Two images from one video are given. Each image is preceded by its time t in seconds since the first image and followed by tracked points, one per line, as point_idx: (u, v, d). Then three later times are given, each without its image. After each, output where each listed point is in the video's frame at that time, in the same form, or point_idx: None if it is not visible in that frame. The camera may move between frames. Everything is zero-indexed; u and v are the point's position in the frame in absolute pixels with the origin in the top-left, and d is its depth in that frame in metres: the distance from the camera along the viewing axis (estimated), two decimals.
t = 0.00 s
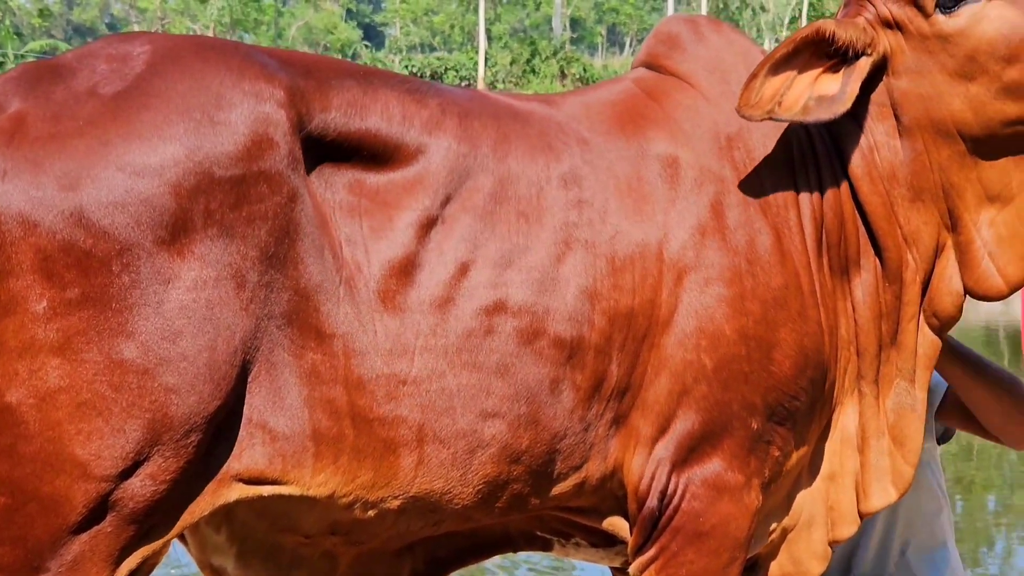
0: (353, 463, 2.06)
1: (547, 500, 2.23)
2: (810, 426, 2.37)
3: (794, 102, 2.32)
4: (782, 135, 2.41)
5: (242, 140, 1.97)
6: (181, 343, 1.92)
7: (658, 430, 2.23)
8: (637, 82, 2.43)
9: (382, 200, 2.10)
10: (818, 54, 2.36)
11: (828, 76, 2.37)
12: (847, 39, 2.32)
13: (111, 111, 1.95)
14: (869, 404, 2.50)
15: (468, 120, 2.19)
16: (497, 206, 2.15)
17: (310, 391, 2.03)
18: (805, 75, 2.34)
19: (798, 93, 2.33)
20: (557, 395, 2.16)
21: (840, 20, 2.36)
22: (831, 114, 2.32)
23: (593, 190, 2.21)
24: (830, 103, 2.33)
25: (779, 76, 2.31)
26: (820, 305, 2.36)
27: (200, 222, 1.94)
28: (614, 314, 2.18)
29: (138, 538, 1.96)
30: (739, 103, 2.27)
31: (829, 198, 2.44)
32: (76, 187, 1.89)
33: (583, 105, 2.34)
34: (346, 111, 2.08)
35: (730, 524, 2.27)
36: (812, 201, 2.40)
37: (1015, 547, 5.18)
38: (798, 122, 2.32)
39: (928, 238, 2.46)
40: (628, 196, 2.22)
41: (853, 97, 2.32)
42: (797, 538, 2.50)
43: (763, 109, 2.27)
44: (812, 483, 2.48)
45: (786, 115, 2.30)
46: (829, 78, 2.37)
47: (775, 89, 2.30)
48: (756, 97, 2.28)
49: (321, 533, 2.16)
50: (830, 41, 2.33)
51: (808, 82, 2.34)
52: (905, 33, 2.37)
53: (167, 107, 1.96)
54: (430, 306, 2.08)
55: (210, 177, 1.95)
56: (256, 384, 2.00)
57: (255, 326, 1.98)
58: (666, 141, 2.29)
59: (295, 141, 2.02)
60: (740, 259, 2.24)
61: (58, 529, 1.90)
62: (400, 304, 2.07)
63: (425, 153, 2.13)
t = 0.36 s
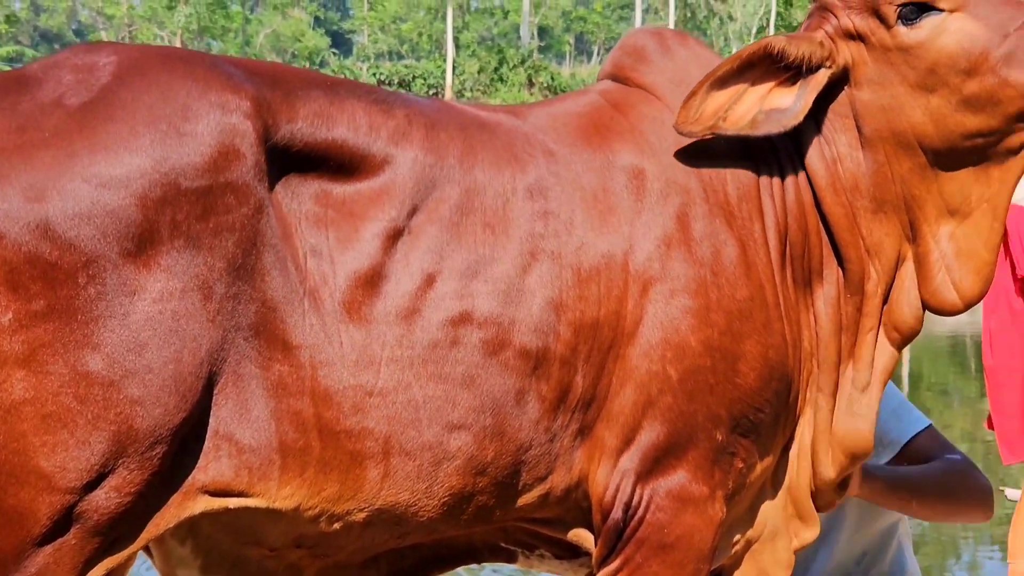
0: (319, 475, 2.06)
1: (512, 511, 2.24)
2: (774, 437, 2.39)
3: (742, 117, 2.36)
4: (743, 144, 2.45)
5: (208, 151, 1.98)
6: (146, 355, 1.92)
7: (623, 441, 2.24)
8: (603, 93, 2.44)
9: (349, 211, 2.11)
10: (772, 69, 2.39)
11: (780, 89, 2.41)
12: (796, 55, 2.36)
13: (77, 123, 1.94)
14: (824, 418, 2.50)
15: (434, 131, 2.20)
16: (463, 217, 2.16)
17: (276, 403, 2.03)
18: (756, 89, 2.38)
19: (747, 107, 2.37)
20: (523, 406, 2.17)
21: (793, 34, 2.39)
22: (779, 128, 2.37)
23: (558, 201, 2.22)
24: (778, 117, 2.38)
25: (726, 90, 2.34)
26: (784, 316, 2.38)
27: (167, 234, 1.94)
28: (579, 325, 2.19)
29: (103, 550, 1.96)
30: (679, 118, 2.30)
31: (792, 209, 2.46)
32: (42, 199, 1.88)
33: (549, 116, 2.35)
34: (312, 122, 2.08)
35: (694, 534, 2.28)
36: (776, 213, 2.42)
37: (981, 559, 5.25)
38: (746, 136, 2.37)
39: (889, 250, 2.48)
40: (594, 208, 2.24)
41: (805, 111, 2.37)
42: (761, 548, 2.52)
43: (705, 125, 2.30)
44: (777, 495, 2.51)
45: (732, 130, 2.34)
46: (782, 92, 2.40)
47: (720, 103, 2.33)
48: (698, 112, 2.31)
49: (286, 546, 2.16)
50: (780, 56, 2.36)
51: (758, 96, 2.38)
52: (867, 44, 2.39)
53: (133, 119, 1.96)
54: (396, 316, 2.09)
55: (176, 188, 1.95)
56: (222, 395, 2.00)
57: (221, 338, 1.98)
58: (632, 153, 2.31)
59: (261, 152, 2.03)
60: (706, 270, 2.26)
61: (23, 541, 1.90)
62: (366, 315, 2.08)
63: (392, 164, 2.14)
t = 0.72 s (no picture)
0: (278, 493, 2.06)
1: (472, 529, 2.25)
2: (731, 454, 2.41)
3: (703, 135, 2.37)
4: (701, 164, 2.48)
5: (168, 168, 1.98)
6: (104, 372, 1.91)
7: (582, 459, 2.25)
8: (562, 112, 2.46)
9: (308, 228, 2.11)
10: (730, 87, 2.41)
11: (740, 108, 2.43)
12: (756, 72, 2.38)
13: (37, 139, 1.94)
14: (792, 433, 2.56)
15: (395, 149, 2.21)
16: (423, 235, 2.17)
17: (236, 421, 2.03)
18: (715, 107, 2.40)
19: (708, 125, 2.38)
20: (483, 424, 2.17)
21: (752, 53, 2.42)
22: (741, 145, 2.38)
23: (518, 220, 2.24)
24: (739, 135, 2.39)
25: (687, 108, 2.36)
26: (741, 334, 2.40)
27: (126, 251, 1.94)
28: (539, 343, 2.20)
29: (60, 566, 1.95)
30: (643, 135, 2.31)
31: (750, 229, 2.49)
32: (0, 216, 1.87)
33: (509, 135, 2.36)
34: (272, 138, 2.09)
35: (652, 552, 2.30)
36: (735, 233, 2.45)
37: None
38: (708, 153, 2.37)
39: (845, 269, 2.52)
40: (554, 226, 2.25)
41: (765, 128, 2.39)
42: (716, 568, 2.52)
43: (668, 142, 2.32)
44: (734, 513, 2.52)
45: (695, 147, 2.35)
46: (741, 110, 2.42)
47: (682, 121, 2.35)
48: (661, 129, 2.33)
49: (244, 565, 2.15)
50: (740, 74, 2.38)
51: (718, 114, 2.39)
52: (824, 63, 2.44)
53: (92, 135, 1.95)
54: (356, 334, 2.09)
55: (135, 205, 1.95)
56: (181, 412, 2.00)
57: (180, 355, 1.98)
58: (592, 171, 2.33)
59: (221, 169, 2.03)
60: (664, 289, 2.28)
61: None
62: (325, 332, 2.08)
63: (352, 181, 2.14)
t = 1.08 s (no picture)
0: (237, 514, 2.06)
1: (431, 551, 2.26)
2: (688, 477, 2.44)
3: (674, 159, 2.40)
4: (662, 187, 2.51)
5: (130, 189, 1.98)
6: (65, 393, 1.91)
7: (541, 481, 2.27)
8: (522, 134, 2.48)
9: (269, 249, 2.12)
10: (696, 112, 2.43)
11: (706, 133, 2.45)
12: (723, 95, 2.40)
13: None
14: (745, 455, 2.59)
15: (355, 170, 2.22)
16: (383, 256, 2.18)
17: (196, 442, 2.03)
18: (684, 132, 2.42)
19: (678, 150, 2.41)
20: (443, 446, 2.18)
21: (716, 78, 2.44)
22: (711, 170, 2.41)
23: (478, 241, 2.25)
24: (708, 159, 2.42)
25: (658, 134, 2.39)
26: (700, 356, 2.43)
27: (88, 271, 1.94)
28: (499, 364, 2.21)
29: None
30: (618, 161, 2.34)
31: (710, 253, 2.52)
32: None
33: (469, 156, 2.38)
34: (234, 159, 2.10)
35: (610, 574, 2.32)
36: (693, 257, 2.48)
37: None
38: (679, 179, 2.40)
39: (805, 296, 2.56)
40: (514, 248, 2.27)
41: (733, 152, 2.42)
42: None
43: (641, 168, 2.34)
44: (692, 535, 2.56)
45: (667, 173, 2.38)
46: (709, 135, 2.45)
47: (654, 146, 2.38)
48: (636, 154, 2.35)
49: None
50: (708, 98, 2.40)
51: (686, 139, 2.42)
52: (785, 91, 2.47)
53: (54, 155, 1.95)
54: (316, 355, 2.09)
55: (97, 226, 1.94)
56: (141, 432, 2.00)
57: (141, 376, 1.98)
58: (552, 193, 2.35)
59: (183, 190, 2.03)
60: (624, 311, 2.30)
61: None
62: (285, 353, 2.09)
63: (312, 203, 2.15)
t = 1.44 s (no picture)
0: (212, 524, 2.07)
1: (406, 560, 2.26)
2: (661, 488, 2.46)
3: (658, 164, 2.41)
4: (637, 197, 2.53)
5: (107, 200, 1.98)
6: (41, 403, 1.91)
7: (515, 491, 2.28)
8: (499, 146, 2.50)
9: (246, 260, 2.13)
10: (676, 119, 2.46)
11: (687, 140, 2.48)
12: (705, 101, 2.43)
13: None
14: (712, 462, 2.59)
15: (332, 181, 2.23)
16: (360, 267, 2.18)
17: (170, 451, 2.04)
18: (666, 139, 2.44)
19: (661, 156, 2.42)
20: (419, 456, 2.18)
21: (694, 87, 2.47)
22: (693, 177, 2.43)
23: (455, 252, 2.26)
24: (691, 166, 2.44)
25: (643, 142, 2.40)
26: (674, 367, 2.45)
27: (64, 281, 1.94)
28: (475, 375, 2.22)
29: None
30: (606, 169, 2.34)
31: (682, 266, 2.55)
32: None
33: (445, 167, 2.39)
34: (211, 169, 2.10)
35: None
36: (667, 269, 2.50)
37: None
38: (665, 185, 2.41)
39: (776, 306, 2.58)
40: (490, 260, 2.28)
41: (713, 159, 2.44)
42: None
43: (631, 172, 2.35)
44: (665, 547, 2.60)
45: (654, 178, 2.39)
46: (688, 143, 2.47)
47: (640, 150, 2.40)
48: (624, 157, 2.38)
49: None
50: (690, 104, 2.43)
51: (670, 146, 2.44)
52: (757, 103, 2.51)
53: (31, 166, 1.95)
54: (291, 365, 2.10)
55: (74, 236, 1.95)
56: (116, 442, 2.01)
57: (116, 386, 1.98)
58: (528, 205, 2.37)
59: (159, 200, 2.03)
60: (599, 322, 2.32)
61: None
62: (260, 363, 2.09)
63: (289, 214, 2.16)
